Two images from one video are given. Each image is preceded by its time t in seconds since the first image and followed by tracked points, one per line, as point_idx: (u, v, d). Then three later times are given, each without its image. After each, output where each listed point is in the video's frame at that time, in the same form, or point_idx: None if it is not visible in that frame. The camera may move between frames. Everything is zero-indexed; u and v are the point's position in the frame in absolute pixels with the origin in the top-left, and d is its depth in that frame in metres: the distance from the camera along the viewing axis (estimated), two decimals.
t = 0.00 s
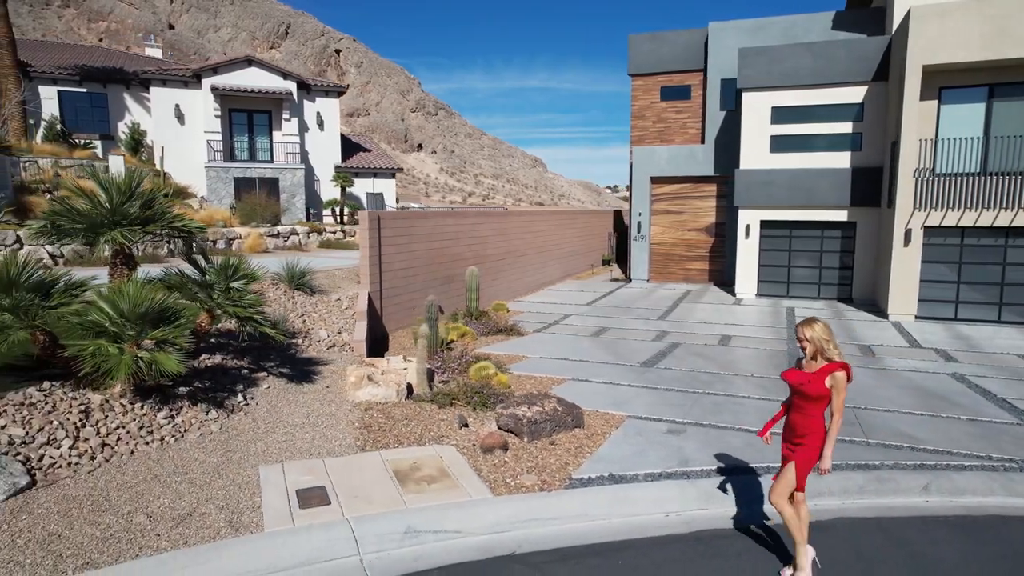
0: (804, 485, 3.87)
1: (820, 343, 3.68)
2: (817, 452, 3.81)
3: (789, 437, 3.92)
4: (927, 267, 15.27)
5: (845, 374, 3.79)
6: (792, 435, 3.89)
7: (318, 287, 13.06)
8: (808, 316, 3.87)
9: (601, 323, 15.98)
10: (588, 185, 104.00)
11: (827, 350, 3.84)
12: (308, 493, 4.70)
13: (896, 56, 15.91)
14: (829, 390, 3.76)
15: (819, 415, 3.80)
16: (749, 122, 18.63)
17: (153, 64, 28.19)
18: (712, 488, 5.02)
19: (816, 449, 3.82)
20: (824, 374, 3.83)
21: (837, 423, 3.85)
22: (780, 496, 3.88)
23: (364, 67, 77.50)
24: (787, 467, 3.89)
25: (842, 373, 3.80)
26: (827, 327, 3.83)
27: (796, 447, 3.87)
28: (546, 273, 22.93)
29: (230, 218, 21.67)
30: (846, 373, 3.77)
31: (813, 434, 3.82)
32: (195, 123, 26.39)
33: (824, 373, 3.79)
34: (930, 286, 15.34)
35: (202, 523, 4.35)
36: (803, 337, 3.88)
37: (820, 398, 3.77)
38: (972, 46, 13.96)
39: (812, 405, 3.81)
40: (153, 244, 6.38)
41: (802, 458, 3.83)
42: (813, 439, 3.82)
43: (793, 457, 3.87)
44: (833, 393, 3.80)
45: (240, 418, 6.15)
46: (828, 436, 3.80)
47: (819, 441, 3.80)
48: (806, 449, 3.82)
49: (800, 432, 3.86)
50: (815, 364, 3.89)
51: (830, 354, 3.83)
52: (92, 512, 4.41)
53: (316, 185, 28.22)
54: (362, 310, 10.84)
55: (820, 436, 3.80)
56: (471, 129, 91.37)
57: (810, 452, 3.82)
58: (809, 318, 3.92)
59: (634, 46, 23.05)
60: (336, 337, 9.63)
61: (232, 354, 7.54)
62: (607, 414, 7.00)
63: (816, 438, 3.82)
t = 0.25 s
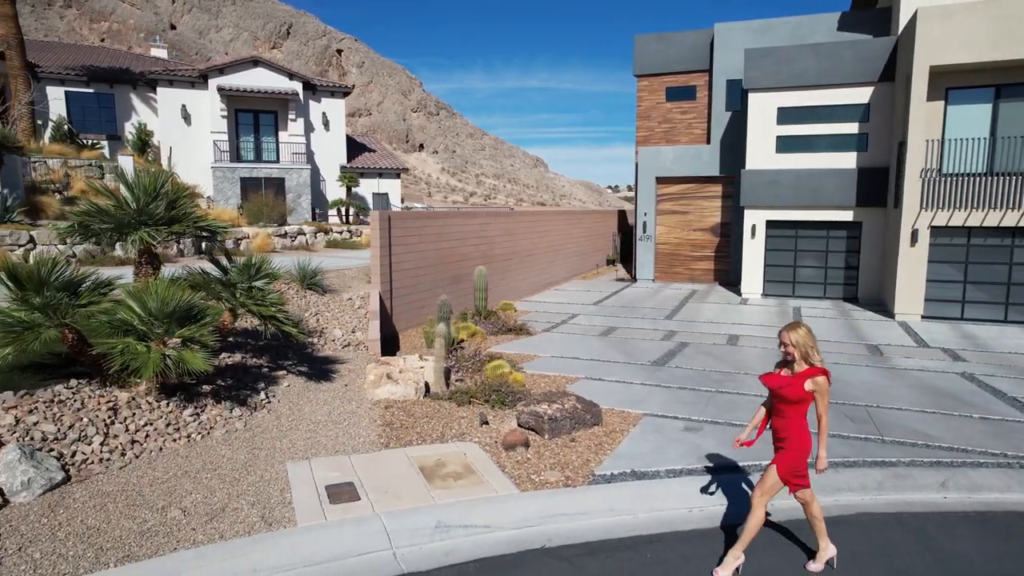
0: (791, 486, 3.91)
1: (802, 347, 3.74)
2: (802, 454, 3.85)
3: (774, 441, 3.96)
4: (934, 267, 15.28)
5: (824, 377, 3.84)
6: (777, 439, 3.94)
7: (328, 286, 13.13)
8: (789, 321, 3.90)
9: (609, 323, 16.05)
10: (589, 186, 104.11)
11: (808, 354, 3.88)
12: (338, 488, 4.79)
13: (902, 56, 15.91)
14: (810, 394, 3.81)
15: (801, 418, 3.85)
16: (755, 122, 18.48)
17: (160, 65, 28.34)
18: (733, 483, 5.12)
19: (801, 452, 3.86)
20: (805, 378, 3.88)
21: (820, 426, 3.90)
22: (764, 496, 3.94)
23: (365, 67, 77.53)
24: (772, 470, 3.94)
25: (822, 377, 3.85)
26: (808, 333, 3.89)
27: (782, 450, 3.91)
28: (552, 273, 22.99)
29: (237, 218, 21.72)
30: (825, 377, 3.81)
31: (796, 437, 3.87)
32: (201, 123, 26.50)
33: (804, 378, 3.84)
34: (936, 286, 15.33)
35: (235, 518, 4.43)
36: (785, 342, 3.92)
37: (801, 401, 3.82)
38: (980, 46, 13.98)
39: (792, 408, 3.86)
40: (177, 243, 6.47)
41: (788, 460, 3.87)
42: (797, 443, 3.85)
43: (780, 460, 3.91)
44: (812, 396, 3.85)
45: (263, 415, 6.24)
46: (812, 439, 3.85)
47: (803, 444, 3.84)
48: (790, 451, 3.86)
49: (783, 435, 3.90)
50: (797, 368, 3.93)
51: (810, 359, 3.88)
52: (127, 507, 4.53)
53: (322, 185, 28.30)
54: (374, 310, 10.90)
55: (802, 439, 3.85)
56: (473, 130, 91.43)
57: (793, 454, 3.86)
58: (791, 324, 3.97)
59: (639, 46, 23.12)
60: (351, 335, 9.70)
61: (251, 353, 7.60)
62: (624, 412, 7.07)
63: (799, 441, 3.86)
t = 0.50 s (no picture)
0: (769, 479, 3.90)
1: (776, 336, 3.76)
2: (778, 444, 3.86)
3: (752, 432, 3.98)
4: (939, 266, 15.34)
5: (798, 366, 3.86)
6: (754, 429, 3.96)
7: (338, 286, 13.22)
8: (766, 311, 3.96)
9: (616, 322, 16.14)
10: (591, 186, 104.16)
11: (783, 344, 3.92)
12: (364, 483, 4.88)
13: (908, 57, 15.97)
14: (783, 382, 3.84)
15: (776, 407, 3.87)
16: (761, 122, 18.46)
17: (167, 65, 28.51)
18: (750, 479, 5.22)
19: (777, 443, 3.87)
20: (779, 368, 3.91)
21: (795, 416, 3.92)
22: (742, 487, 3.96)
23: (366, 68, 77.65)
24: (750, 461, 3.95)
25: (796, 367, 3.87)
26: (782, 322, 3.93)
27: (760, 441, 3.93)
28: (557, 272, 23.06)
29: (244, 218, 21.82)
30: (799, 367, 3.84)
31: (772, 428, 3.89)
32: (207, 124, 26.60)
33: (777, 366, 3.88)
34: (942, 286, 15.39)
35: (264, 512, 4.51)
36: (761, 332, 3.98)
37: (774, 389, 3.86)
38: (986, 47, 14.03)
39: (767, 397, 3.89)
40: (197, 243, 6.56)
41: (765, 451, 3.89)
42: (771, 433, 3.87)
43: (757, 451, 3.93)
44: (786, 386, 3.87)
45: (283, 412, 6.32)
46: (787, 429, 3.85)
47: (777, 434, 3.85)
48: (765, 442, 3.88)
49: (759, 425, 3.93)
50: (773, 358, 3.97)
51: (784, 348, 3.91)
52: (158, 501, 4.63)
53: (327, 185, 28.41)
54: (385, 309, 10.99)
55: (777, 428, 3.86)
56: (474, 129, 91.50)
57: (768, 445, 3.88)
58: (767, 315, 4.02)
59: (644, 47, 23.21)
60: (364, 334, 9.78)
61: (267, 351, 7.67)
62: (637, 410, 7.16)
63: (774, 430, 3.87)
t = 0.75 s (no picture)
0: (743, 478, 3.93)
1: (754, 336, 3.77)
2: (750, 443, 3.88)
3: (728, 431, 4.01)
4: (943, 266, 15.42)
5: (775, 368, 3.87)
6: (730, 428, 3.99)
7: (347, 286, 13.34)
8: (745, 311, 3.97)
9: (621, 321, 16.25)
10: (592, 186, 104.23)
11: (759, 345, 3.94)
12: (386, 477, 5.00)
13: (912, 58, 16.04)
14: (759, 383, 3.86)
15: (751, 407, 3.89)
16: (765, 122, 18.53)
17: (174, 66, 28.75)
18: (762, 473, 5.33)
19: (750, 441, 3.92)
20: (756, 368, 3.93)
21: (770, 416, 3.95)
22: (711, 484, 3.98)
23: (368, 68, 77.77)
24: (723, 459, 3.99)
25: (773, 367, 3.89)
26: (760, 322, 3.94)
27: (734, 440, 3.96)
28: (562, 272, 23.15)
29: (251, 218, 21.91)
30: (775, 367, 3.86)
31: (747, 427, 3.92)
32: (213, 124, 26.77)
33: (755, 367, 3.90)
34: (946, 285, 15.46)
35: (289, 505, 4.62)
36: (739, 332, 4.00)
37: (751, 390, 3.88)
38: (990, 48, 14.11)
39: (743, 398, 3.92)
40: (217, 242, 6.68)
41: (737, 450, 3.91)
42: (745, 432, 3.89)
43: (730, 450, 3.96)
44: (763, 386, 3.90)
45: (302, 408, 6.43)
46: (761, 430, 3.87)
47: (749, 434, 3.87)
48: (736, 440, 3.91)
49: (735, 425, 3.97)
50: (750, 358, 3.99)
51: (762, 349, 3.93)
52: (186, 494, 4.77)
53: (332, 185, 28.53)
54: (395, 309, 11.10)
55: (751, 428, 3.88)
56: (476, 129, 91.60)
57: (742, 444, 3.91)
58: (748, 315, 4.04)
59: (648, 47, 23.31)
60: (376, 332, 9.90)
61: (283, 349, 7.78)
62: (648, 407, 7.27)
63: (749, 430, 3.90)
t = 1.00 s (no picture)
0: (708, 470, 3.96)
1: (725, 331, 3.77)
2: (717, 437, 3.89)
3: (696, 423, 4.03)
4: (946, 266, 15.49)
5: (745, 362, 3.87)
6: (698, 421, 4.01)
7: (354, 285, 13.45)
8: (721, 305, 3.99)
9: (626, 320, 16.36)
10: (594, 185, 104.27)
11: (732, 339, 3.94)
12: (405, 470, 5.12)
13: (917, 59, 16.12)
14: (727, 377, 3.86)
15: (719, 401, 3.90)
16: (770, 123, 18.62)
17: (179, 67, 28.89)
18: (771, 468, 5.46)
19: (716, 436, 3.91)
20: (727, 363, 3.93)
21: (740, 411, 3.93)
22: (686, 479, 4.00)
23: (370, 67, 77.89)
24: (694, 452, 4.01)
25: (743, 362, 3.89)
26: (734, 317, 3.94)
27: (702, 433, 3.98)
28: (566, 271, 23.26)
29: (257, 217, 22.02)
30: (745, 362, 3.86)
31: (715, 420, 3.95)
32: (219, 125, 26.92)
33: (724, 361, 3.90)
34: (949, 285, 15.54)
35: (312, 497, 4.74)
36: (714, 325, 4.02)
37: (718, 384, 3.89)
38: (994, 48, 14.20)
39: (712, 391, 3.93)
40: (235, 241, 6.79)
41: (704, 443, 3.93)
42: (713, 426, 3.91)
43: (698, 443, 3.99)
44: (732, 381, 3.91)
45: (318, 404, 6.55)
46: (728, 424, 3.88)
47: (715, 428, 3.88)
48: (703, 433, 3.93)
49: (704, 418, 3.98)
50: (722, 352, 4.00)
51: (733, 343, 3.93)
52: (211, 487, 4.89)
53: (337, 185, 28.67)
54: (404, 308, 11.21)
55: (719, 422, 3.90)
56: (478, 129, 91.70)
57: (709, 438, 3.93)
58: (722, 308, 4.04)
59: (652, 48, 23.41)
60: (387, 329, 10.02)
61: (298, 347, 7.90)
62: (658, 404, 7.38)
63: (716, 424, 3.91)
